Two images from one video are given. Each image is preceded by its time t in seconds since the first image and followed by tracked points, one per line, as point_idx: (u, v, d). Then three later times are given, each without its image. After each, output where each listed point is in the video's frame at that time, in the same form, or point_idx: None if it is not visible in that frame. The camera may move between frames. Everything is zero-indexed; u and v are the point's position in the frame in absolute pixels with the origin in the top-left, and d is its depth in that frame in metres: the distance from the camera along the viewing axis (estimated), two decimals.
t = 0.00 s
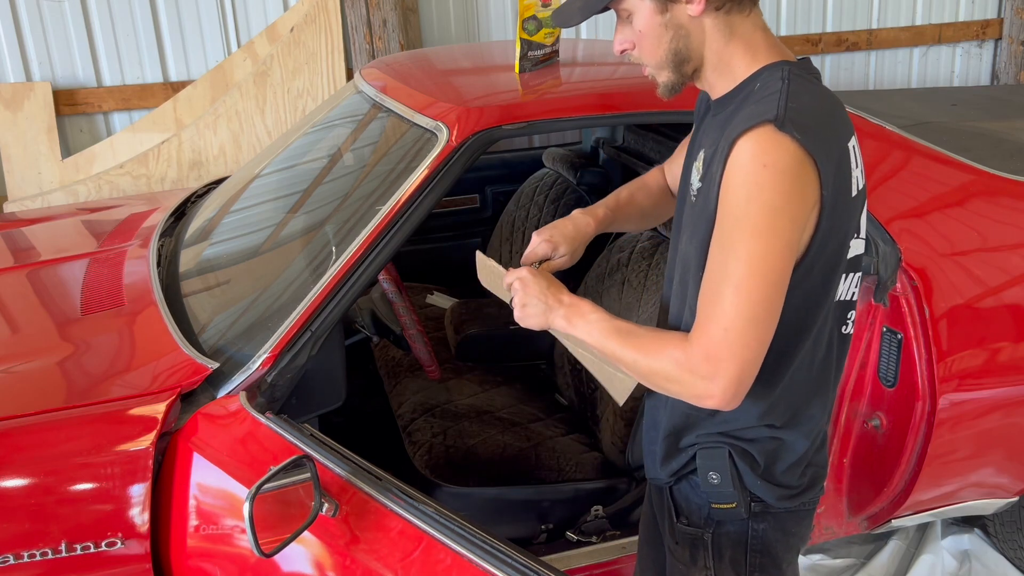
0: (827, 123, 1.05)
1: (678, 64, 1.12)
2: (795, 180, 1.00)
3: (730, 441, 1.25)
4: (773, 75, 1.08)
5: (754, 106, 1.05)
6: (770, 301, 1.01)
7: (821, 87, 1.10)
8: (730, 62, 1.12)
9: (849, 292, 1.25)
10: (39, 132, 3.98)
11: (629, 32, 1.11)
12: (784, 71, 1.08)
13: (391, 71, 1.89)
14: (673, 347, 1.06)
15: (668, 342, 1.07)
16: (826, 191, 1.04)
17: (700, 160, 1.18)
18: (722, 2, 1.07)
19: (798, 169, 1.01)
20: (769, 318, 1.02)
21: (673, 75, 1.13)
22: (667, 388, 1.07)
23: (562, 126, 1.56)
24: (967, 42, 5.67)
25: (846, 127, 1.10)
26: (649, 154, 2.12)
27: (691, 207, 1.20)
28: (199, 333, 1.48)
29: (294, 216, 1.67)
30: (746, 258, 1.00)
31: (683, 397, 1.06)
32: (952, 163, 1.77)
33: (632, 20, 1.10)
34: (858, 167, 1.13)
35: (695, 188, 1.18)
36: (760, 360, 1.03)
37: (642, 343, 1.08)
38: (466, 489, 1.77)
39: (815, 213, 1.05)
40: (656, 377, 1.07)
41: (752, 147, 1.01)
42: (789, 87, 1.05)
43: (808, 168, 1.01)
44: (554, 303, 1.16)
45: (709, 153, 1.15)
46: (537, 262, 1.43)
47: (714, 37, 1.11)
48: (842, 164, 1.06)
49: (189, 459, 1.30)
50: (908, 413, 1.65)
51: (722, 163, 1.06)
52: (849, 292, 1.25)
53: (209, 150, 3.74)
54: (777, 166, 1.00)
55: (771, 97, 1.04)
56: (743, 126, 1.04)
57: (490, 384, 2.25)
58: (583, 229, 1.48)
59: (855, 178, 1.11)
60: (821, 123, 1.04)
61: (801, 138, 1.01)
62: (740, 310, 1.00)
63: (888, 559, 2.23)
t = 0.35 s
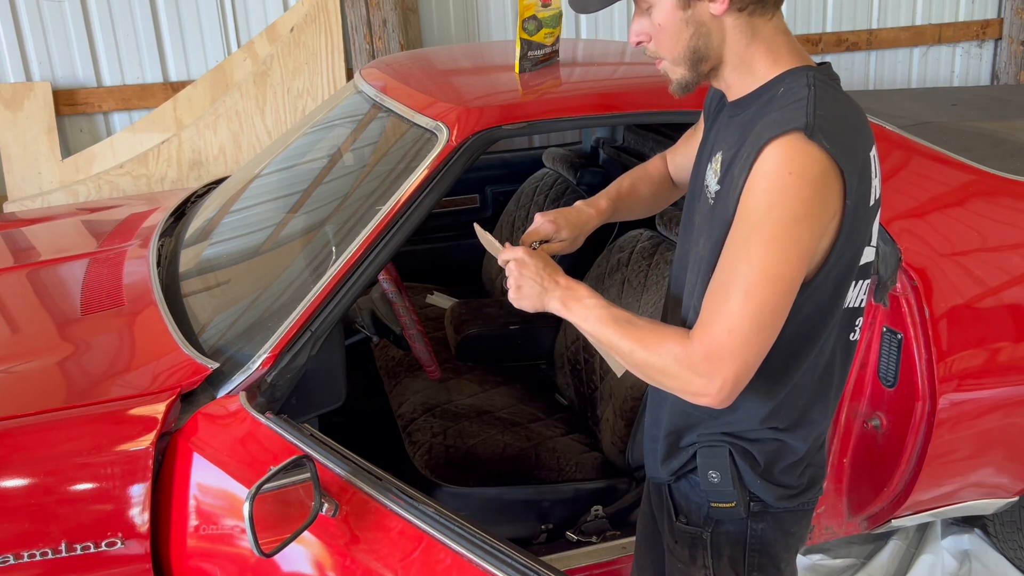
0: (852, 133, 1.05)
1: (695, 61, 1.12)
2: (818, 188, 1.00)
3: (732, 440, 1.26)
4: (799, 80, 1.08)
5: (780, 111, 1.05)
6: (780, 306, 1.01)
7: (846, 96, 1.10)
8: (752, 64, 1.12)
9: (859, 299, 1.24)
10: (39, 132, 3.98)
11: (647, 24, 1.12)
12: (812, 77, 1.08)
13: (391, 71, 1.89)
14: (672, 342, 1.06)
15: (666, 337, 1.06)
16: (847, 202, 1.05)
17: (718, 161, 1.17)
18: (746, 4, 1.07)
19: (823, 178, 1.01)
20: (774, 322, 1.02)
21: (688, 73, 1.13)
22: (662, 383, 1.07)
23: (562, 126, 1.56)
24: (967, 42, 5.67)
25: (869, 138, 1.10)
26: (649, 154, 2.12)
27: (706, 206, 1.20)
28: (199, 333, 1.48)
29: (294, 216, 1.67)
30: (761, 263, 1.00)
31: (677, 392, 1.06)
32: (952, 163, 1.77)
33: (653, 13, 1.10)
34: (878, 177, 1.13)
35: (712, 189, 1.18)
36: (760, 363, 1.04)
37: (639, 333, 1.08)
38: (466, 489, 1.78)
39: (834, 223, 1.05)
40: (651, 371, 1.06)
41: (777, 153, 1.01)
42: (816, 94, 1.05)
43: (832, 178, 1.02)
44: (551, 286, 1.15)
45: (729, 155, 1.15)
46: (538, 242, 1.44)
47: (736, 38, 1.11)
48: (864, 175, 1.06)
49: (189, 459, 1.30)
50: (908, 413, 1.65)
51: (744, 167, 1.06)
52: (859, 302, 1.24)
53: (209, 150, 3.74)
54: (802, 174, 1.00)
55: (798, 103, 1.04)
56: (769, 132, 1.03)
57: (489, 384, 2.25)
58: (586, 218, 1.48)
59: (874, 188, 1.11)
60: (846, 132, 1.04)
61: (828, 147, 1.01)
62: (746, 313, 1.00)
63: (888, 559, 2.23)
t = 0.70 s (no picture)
0: (856, 141, 1.05)
1: (704, 61, 1.12)
2: (816, 195, 1.00)
3: (726, 442, 1.25)
4: (807, 84, 1.08)
5: (785, 116, 1.05)
6: (768, 309, 1.01)
7: (855, 103, 1.10)
8: (762, 64, 1.12)
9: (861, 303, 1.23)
10: (39, 132, 3.98)
11: (659, 23, 1.12)
12: (820, 81, 1.08)
13: (391, 71, 1.89)
14: (662, 339, 1.05)
15: (659, 332, 1.06)
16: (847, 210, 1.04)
17: (723, 163, 1.17)
18: (757, 4, 1.07)
19: (822, 184, 1.01)
20: (763, 324, 1.01)
21: (699, 72, 1.13)
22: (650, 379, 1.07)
23: (562, 126, 1.56)
24: (967, 42, 5.67)
25: (877, 146, 1.10)
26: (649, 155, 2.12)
27: (709, 208, 1.20)
28: (199, 333, 1.48)
29: (294, 216, 1.67)
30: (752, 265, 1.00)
31: (664, 390, 1.06)
32: (951, 163, 1.77)
33: (664, 12, 1.10)
34: (883, 187, 1.13)
35: (715, 190, 1.18)
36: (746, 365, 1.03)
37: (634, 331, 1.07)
38: (466, 489, 1.78)
39: (831, 230, 1.05)
40: (641, 367, 1.06)
41: (776, 158, 1.01)
42: (821, 100, 1.05)
43: (831, 185, 1.02)
44: (558, 281, 1.16)
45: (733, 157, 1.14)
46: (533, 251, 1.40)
47: (746, 39, 1.11)
48: (869, 182, 1.06)
49: (189, 459, 1.30)
50: (908, 413, 1.65)
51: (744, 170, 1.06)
52: (861, 306, 1.24)
53: (209, 150, 3.74)
54: (800, 179, 1.00)
55: (803, 108, 1.05)
56: (770, 136, 1.04)
57: (489, 384, 2.25)
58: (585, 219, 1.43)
59: (879, 197, 1.11)
60: (850, 141, 1.04)
61: (829, 154, 1.01)
62: (734, 315, 1.00)
63: (888, 559, 2.23)
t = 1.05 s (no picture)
0: (850, 149, 1.05)
1: (689, 70, 1.13)
2: (811, 210, 1.00)
3: (724, 444, 1.25)
4: (799, 91, 1.07)
5: (777, 128, 1.05)
6: (774, 322, 1.01)
7: (848, 106, 1.09)
8: (750, 70, 1.12)
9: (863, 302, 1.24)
10: (39, 132, 3.98)
11: (644, 33, 1.14)
12: (811, 88, 1.07)
13: (391, 71, 1.89)
14: (673, 353, 1.06)
15: (670, 343, 1.07)
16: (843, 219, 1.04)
17: (718, 171, 1.17)
18: (734, 14, 1.07)
19: (816, 199, 1.00)
20: (770, 336, 1.02)
21: (686, 81, 1.15)
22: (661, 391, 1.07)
23: (562, 126, 1.56)
24: (967, 42, 5.67)
25: (871, 149, 1.09)
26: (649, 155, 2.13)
27: (705, 216, 1.20)
28: (199, 333, 1.48)
29: (294, 216, 1.67)
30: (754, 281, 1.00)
31: (680, 402, 1.06)
32: (952, 163, 1.77)
33: (645, 23, 1.13)
34: (880, 188, 1.13)
35: (711, 199, 1.18)
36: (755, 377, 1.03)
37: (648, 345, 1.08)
38: (466, 489, 1.78)
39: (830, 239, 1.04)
40: (652, 380, 1.07)
41: (770, 172, 1.01)
42: (813, 109, 1.04)
43: (826, 198, 1.01)
44: (571, 290, 1.16)
45: (728, 166, 1.14)
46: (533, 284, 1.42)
47: (729, 48, 1.11)
48: (865, 187, 1.06)
49: (189, 459, 1.30)
50: (908, 413, 1.65)
51: (738, 184, 1.06)
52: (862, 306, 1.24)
53: (209, 150, 3.74)
54: (794, 195, 0.99)
55: (796, 119, 1.04)
56: (762, 152, 1.03)
57: (489, 384, 2.25)
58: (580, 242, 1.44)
59: (876, 200, 1.11)
60: (843, 150, 1.03)
61: (822, 168, 1.00)
62: (742, 328, 1.01)
63: (888, 559, 2.23)
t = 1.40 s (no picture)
0: (850, 153, 1.06)
1: (676, 68, 1.17)
2: (819, 216, 1.01)
3: (716, 445, 1.26)
4: (795, 97, 1.09)
5: (776, 134, 1.06)
6: (783, 331, 1.01)
7: (843, 110, 1.10)
8: (739, 69, 1.14)
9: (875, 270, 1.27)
10: (39, 132, 3.98)
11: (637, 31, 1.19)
12: (808, 93, 1.08)
13: (391, 71, 1.89)
14: (681, 363, 1.06)
15: (677, 354, 1.08)
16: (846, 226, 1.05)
17: (712, 179, 1.17)
18: (721, 14, 1.09)
19: (823, 206, 1.01)
20: (780, 344, 1.02)
21: (674, 79, 1.19)
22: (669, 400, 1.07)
23: (562, 126, 1.56)
24: (967, 42, 5.67)
25: (868, 153, 1.11)
26: (649, 154, 2.12)
27: (702, 223, 1.20)
28: (199, 333, 1.48)
29: (294, 216, 1.67)
30: (762, 290, 1.00)
31: (687, 413, 1.07)
32: (951, 163, 1.77)
33: (638, 18, 1.17)
34: (875, 192, 1.15)
35: (707, 206, 1.18)
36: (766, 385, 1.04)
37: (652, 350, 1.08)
38: (466, 489, 1.78)
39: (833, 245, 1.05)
40: (659, 390, 1.07)
41: (775, 180, 1.01)
42: (811, 115, 1.06)
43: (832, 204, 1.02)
44: (573, 290, 1.13)
45: (724, 172, 1.14)
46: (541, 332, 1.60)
47: (717, 47, 1.13)
48: (864, 191, 1.08)
49: (189, 459, 1.30)
50: (908, 413, 1.65)
51: (740, 192, 1.06)
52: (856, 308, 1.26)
53: (209, 150, 3.73)
54: (802, 202, 1.00)
55: (795, 125, 1.05)
56: (766, 158, 1.04)
57: (489, 384, 2.25)
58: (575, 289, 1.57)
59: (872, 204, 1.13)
60: (844, 155, 1.05)
61: (826, 174, 1.01)
62: (750, 337, 1.00)
63: (888, 559, 2.23)
